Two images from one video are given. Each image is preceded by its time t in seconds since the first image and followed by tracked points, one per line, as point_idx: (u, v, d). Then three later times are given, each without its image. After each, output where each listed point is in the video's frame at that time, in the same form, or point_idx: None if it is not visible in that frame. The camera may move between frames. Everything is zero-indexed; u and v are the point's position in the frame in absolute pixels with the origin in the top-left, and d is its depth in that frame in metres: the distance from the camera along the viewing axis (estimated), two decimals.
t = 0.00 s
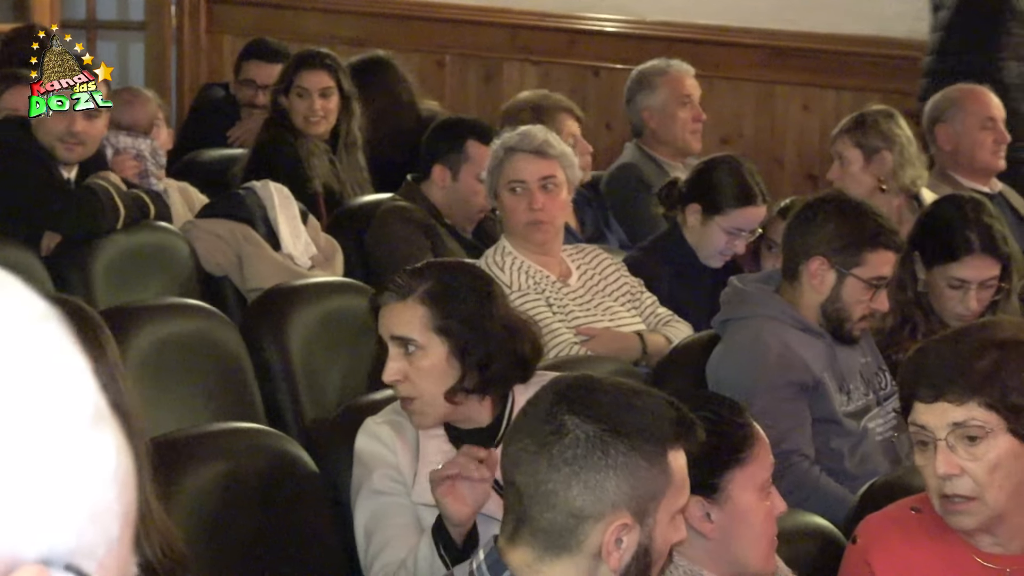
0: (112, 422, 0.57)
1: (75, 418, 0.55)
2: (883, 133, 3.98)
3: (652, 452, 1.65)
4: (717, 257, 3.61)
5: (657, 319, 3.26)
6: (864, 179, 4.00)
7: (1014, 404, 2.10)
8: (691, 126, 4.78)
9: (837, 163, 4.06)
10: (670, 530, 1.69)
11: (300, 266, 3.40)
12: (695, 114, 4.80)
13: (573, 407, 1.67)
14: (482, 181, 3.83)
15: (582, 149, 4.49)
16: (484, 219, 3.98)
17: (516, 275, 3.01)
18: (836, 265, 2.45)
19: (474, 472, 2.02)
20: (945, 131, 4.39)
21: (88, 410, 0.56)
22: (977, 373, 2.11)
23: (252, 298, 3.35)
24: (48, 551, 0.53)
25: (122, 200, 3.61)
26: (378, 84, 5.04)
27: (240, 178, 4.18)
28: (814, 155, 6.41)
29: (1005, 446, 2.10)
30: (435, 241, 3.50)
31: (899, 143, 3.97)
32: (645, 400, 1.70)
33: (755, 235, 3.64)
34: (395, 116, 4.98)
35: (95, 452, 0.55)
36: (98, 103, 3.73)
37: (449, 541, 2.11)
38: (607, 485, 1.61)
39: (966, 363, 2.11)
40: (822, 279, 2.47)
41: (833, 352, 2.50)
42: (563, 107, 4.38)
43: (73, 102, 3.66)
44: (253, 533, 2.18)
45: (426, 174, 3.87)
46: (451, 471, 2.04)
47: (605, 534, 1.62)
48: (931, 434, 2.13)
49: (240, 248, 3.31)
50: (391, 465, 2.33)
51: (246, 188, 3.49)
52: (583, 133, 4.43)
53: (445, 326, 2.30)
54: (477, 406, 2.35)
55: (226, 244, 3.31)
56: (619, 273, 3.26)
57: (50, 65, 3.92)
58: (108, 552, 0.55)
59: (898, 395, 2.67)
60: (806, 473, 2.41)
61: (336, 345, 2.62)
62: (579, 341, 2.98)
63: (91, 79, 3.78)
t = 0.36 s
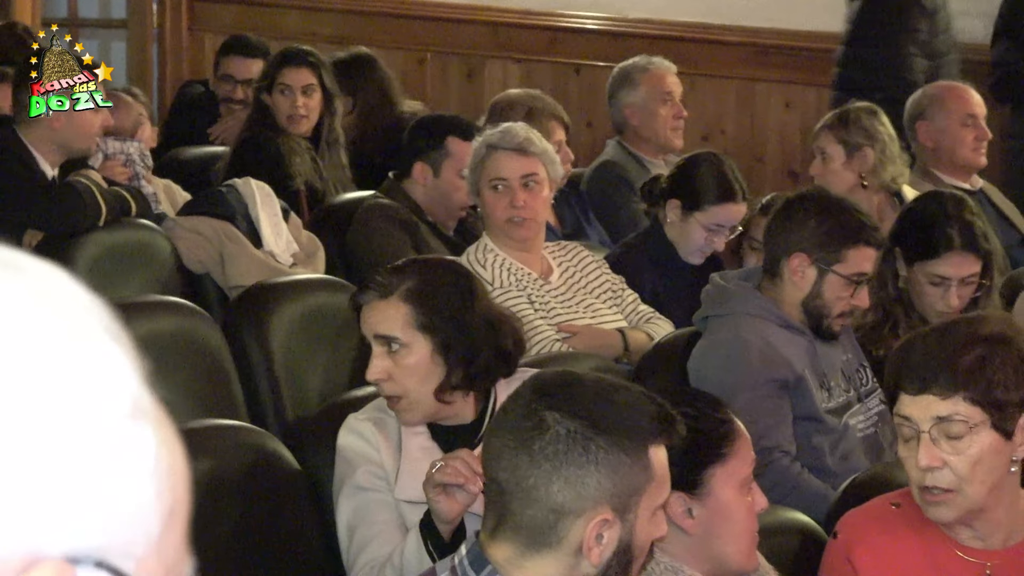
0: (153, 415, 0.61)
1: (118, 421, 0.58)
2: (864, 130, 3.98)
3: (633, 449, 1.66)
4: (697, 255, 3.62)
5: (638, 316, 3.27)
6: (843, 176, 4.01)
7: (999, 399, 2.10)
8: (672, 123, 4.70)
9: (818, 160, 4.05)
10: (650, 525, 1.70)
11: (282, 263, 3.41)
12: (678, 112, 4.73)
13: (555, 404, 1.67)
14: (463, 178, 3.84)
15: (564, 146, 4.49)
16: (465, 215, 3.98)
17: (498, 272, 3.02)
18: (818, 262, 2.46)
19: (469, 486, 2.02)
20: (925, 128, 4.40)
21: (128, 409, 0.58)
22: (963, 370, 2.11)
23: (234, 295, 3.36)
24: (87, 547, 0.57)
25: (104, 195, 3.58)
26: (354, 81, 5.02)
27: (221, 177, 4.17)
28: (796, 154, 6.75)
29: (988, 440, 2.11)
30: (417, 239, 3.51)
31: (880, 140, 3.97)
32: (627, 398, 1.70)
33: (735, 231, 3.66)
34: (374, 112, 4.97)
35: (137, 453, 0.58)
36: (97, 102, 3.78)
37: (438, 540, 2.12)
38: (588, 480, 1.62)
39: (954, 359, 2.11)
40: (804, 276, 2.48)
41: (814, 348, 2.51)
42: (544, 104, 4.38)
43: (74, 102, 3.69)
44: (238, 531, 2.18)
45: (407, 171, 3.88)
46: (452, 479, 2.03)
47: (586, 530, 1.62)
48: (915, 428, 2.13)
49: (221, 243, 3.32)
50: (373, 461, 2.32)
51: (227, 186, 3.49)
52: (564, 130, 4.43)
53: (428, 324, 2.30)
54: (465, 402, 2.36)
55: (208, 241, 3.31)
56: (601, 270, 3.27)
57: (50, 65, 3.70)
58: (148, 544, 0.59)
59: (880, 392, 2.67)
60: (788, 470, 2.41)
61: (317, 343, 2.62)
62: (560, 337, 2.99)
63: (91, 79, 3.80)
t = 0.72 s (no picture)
0: (214, 408, 0.55)
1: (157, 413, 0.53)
2: (844, 130, 3.98)
3: (615, 445, 1.66)
4: (676, 245, 3.63)
5: (618, 314, 3.28)
6: (823, 175, 4.01)
7: (983, 405, 2.09)
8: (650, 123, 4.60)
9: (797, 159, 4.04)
10: (629, 522, 1.71)
11: (264, 262, 3.41)
12: (654, 112, 4.63)
13: (536, 401, 1.67)
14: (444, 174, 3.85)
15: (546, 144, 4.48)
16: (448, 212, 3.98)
17: (479, 270, 3.03)
18: (797, 259, 2.47)
19: (456, 486, 2.02)
20: (906, 125, 4.41)
21: (174, 400, 0.53)
22: (952, 371, 2.09)
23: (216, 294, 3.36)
24: (126, 545, 0.52)
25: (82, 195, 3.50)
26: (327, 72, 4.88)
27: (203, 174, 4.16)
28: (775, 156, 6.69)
29: (969, 447, 2.10)
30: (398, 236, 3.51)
31: (860, 139, 3.97)
32: (606, 394, 1.71)
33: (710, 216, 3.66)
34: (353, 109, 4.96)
35: (182, 450, 0.53)
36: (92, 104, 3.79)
37: (420, 535, 2.11)
38: (569, 476, 1.63)
39: (938, 360, 2.10)
40: (783, 274, 2.49)
41: (795, 345, 2.52)
42: (523, 100, 4.38)
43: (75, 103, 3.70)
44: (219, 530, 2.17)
45: (388, 169, 3.87)
46: (437, 479, 2.03)
47: (567, 526, 1.62)
48: (897, 422, 2.13)
49: (202, 243, 3.31)
50: (355, 458, 2.31)
51: (207, 184, 3.49)
52: (543, 128, 4.42)
53: (408, 320, 2.31)
54: (444, 401, 2.36)
55: (189, 239, 3.30)
56: (581, 269, 3.29)
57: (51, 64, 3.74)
58: (202, 549, 0.53)
59: (860, 390, 2.69)
60: (768, 466, 2.41)
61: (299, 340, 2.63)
62: (541, 335, 3.00)
63: (87, 79, 3.81)
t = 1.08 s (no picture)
0: (298, 423, 0.51)
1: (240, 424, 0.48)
2: (826, 125, 4.00)
3: (601, 440, 1.69)
4: (648, 228, 3.62)
5: (601, 308, 3.29)
6: (805, 169, 4.03)
7: (963, 408, 2.04)
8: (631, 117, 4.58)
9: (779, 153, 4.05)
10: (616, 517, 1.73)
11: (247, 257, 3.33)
12: (636, 106, 4.61)
13: (523, 395, 1.69)
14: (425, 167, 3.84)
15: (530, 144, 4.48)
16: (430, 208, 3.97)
17: (463, 265, 3.07)
18: (781, 254, 2.50)
19: (444, 479, 2.02)
20: (889, 120, 4.43)
21: (261, 411, 0.49)
22: (935, 375, 2.04)
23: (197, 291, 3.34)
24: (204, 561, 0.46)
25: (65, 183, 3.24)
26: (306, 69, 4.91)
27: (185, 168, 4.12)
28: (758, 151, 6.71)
29: (949, 450, 2.05)
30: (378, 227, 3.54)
31: (841, 134, 4.01)
32: (593, 386, 1.73)
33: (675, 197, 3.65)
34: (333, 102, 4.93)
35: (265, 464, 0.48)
36: (96, 103, 3.74)
37: (408, 531, 2.07)
38: (554, 470, 1.65)
39: (922, 362, 2.04)
40: (767, 268, 2.51)
41: (779, 340, 2.54)
42: (508, 94, 4.37)
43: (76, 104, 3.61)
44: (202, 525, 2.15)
45: (369, 164, 3.87)
46: (427, 473, 2.03)
47: (552, 521, 1.65)
48: (880, 425, 2.08)
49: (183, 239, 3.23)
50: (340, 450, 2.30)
51: (191, 179, 3.41)
52: (527, 124, 4.42)
53: (395, 311, 2.31)
54: (428, 395, 2.35)
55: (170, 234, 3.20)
56: (564, 264, 3.31)
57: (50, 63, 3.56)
58: None
59: (844, 384, 2.71)
60: (752, 460, 2.42)
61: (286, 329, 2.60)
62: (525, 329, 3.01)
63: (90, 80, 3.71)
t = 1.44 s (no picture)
0: (319, 427, 0.54)
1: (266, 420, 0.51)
2: (810, 123, 4.02)
3: (585, 434, 1.68)
4: (633, 224, 3.63)
5: (586, 305, 3.30)
6: (789, 168, 4.04)
7: (945, 407, 2.01)
8: (616, 112, 4.58)
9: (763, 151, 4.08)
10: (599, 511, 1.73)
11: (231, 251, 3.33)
12: (620, 102, 4.60)
13: (506, 390, 1.68)
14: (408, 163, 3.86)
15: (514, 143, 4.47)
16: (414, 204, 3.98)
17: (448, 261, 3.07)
18: (765, 250, 2.53)
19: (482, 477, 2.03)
20: (873, 118, 4.44)
21: (280, 416, 0.52)
22: (913, 369, 2.00)
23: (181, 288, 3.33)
24: (226, 557, 0.49)
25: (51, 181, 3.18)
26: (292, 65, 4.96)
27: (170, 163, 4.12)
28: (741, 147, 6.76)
29: (930, 447, 2.01)
30: (363, 225, 3.57)
31: (824, 130, 4.01)
32: (576, 380, 1.72)
33: (655, 193, 3.67)
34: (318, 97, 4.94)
35: (287, 465, 0.51)
36: (96, 102, 3.87)
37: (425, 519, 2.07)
38: (538, 465, 1.64)
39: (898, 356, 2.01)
40: (750, 263, 2.54)
41: (762, 335, 2.57)
42: (493, 91, 4.38)
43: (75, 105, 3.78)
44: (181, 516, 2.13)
45: (351, 159, 3.88)
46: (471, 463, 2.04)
47: (536, 514, 1.65)
48: (861, 420, 2.05)
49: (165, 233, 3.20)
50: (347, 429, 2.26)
51: (174, 173, 3.40)
52: (513, 122, 4.43)
53: (420, 291, 2.33)
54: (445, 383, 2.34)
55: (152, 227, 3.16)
56: (549, 262, 3.31)
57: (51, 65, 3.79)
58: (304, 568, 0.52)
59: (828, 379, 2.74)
60: (735, 457, 2.45)
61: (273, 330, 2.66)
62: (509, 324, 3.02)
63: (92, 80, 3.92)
